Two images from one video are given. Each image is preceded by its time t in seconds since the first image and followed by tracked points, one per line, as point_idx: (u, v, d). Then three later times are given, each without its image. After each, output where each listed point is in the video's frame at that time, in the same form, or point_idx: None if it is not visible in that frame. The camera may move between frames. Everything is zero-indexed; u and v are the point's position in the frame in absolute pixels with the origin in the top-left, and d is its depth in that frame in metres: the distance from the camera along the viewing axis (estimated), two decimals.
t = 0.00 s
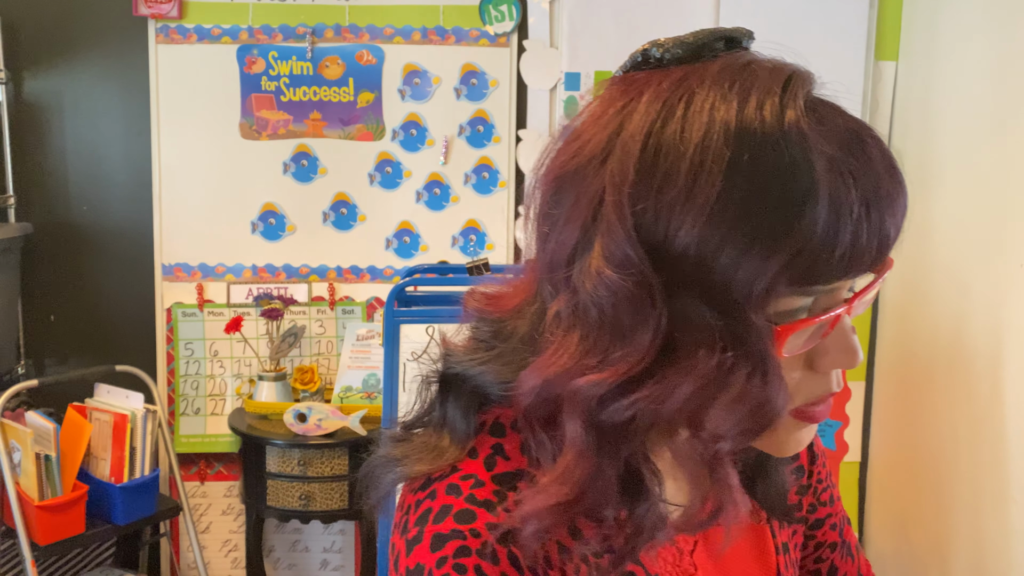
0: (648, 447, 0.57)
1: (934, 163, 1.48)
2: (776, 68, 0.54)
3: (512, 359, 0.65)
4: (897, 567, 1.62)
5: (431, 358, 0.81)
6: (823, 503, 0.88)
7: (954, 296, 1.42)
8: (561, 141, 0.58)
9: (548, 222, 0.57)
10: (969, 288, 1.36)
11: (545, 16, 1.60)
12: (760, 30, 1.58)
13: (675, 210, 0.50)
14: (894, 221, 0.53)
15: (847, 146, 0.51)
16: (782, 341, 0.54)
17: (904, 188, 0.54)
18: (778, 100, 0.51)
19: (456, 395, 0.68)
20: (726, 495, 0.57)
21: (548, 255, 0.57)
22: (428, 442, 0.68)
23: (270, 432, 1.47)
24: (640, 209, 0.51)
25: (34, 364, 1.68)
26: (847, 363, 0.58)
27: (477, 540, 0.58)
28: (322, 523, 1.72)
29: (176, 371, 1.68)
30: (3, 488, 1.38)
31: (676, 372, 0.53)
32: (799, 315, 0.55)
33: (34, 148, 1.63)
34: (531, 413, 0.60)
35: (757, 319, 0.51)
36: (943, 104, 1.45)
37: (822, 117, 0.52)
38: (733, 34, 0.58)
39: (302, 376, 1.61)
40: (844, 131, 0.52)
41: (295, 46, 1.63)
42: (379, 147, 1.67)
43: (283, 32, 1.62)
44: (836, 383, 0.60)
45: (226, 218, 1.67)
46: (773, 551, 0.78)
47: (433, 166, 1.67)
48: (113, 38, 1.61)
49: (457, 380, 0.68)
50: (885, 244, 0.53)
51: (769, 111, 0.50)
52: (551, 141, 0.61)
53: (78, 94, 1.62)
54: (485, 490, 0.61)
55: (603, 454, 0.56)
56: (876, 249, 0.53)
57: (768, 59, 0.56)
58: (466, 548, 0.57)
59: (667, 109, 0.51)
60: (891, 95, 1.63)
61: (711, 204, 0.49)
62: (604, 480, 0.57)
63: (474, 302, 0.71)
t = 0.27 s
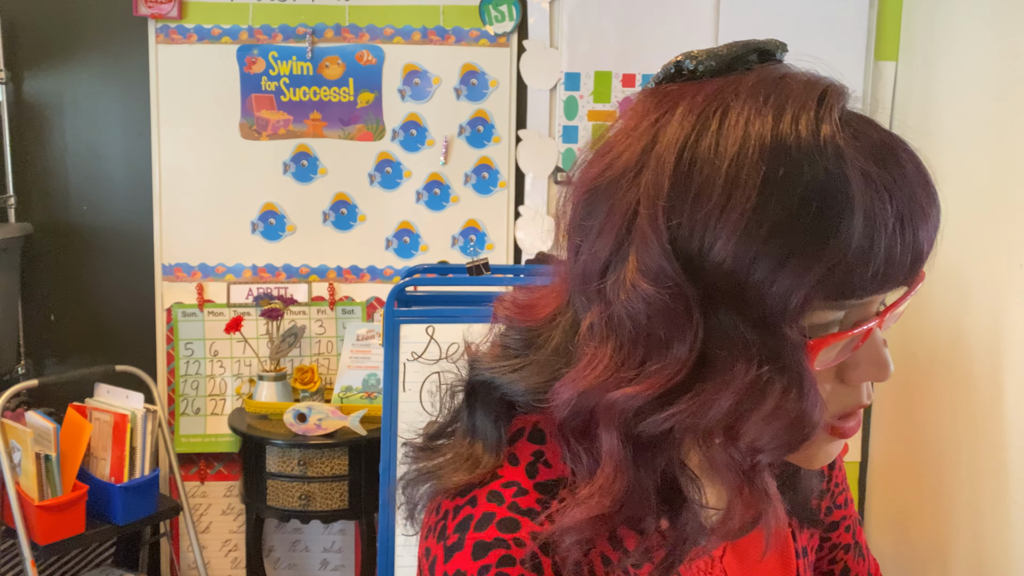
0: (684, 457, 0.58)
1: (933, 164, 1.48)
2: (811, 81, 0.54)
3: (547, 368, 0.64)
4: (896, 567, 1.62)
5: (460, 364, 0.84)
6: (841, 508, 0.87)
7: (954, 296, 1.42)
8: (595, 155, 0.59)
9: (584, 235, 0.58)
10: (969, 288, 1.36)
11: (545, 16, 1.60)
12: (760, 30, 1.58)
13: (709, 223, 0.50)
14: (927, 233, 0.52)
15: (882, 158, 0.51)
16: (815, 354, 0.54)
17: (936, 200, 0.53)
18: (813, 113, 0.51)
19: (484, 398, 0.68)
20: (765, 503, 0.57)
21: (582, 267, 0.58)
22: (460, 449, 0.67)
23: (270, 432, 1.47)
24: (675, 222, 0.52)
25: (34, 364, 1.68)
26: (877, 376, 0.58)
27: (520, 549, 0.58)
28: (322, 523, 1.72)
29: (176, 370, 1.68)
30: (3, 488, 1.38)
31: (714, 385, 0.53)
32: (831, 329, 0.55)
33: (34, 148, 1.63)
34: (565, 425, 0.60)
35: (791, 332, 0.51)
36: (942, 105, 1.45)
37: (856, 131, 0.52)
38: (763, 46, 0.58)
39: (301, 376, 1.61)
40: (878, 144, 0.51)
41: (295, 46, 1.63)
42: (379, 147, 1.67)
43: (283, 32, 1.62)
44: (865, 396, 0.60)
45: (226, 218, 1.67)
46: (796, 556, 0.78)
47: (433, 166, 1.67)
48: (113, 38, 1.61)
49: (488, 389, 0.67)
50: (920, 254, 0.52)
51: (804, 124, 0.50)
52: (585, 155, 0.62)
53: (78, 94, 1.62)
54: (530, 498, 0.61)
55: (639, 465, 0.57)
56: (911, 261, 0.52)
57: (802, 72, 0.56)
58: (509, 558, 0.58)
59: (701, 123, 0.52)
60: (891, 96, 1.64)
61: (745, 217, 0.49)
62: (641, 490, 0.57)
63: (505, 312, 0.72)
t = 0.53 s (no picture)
0: (691, 470, 0.56)
1: (932, 164, 1.48)
2: (820, 97, 0.53)
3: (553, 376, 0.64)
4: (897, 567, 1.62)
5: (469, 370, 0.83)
6: (852, 515, 0.87)
7: (954, 296, 1.42)
8: (603, 167, 0.58)
9: (592, 248, 0.58)
10: (969, 288, 1.36)
11: (545, 16, 1.60)
12: (760, 29, 1.58)
13: (716, 239, 0.50)
14: (932, 248, 0.52)
15: (889, 178, 0.50)
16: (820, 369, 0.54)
17: (944, 218, 0.53)
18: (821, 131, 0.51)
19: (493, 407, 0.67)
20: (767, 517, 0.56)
21: (590, 279, 0.58)
22: (469, 457, 0.67)
23: (270, 432, 1.47)
24: (680, 237, 0.51)
25: (34, 364, 1.68)
26: (883, 392, 0.58)
27: (529, 557, 0.58)
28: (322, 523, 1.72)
29: (176, 370, 1.68)
30: (3, 488, 1.38)
31: (720, 401, 0.53)
32: (837, 345, 0.55)
33: (34, 148, 1.63)
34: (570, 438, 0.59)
35: (795, 350, 0.51)
36: (943, 105, 1.45)
37: (864, 149, 0.51)
38: (777, 61, 0.57)
39: (301, 376, 1.61)
40: (884, 162, 0.51)
41: (295, 46, 1.63)
42: (379, 148, 1.67)
43: (283, 32, 1.62)
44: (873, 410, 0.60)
45: (226, 218, 1.67)
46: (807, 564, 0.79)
47: (433, 167, 1.67)
48: (113, 38, 1.61)
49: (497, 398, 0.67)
50: (924, 272, 0.52)
51: (812, 141, 0.50)
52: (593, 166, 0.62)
53: (78, 94, 1.62)
54: (541, 507, 0.61)
55: (643, 479, 0.56)
56: (916, 277, 0.52)
57: (813, 88, 0.56)
58: (518, 564, 0.58)
59: (710, 139, 0.51)
60: (891, 95, 1.64)
61: (752, 234, 0.48)
62: (646, 503, 0.57)
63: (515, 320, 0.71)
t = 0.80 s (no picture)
0: (666, 464, 0.56)
1: (932, 164, 1.48)
2: (807, 99, 0.53)
3: (536, 366, 0.64)
4: (897, 567, 1.62)
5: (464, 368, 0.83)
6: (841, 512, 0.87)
7: (954, 296, 1.42)
8: (591, 163, 0.59)
9: (575, 242, 0.59)
10: (969, 288, 1.36)
11: (544, 16, 1.60)
12: (759, 29, 1.58)
13: (692, 238, 0.50)
14: (914, 254, 0.51)
15: (870, 179, 0.50)
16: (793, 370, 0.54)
17: (927, 225, 0.52)
18: (803, 131, 0.51)
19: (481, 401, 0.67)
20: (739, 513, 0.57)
21: (572, 273, 0.58)
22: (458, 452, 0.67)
23: (270, 432, 1.47)
24: (661, 234, 0.52)
25: (34, 364, 1.68)
26: (859, 396, 0.58)
27: (510, 551, 0.57)
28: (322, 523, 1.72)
29: (176, 370, 1.69)
30: (3, 488, 1.38)
31: (692, 396, 0.53)
32: (813, 346, 0.55)
33: (34, 148, 1.63)
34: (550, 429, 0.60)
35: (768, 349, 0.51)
36: (942, 104, 1.45)
37: (848, 153, 0.51)
38: (768, 60, 0.57)
39: (302, 376, 1.61)
40: (867, 167, 0.51)
41: (295, 46, 1.63)
42: (379, 148, 1.67)
43: (283, 32, 1.63)
44: (852, 413, 0.60)
45: (226, 218, 1.67)
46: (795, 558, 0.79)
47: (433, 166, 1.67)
48: (113, 38, 1.61)
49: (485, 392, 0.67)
50: (903, 279, 0.52)
51: (792, 143, 0.50)
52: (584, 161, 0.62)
53: (78, 94, 1.63)
54: (524, 502, 0.60)
55: (616, 472, 0.56)
56: (895, 283, 0.52)
57: (804, 90, 0.55)
58: (499, 560, 0.57)
59: (692, 139, 0.52)
60: (890, 95, 1.64)
61: (727, 234, 0.49)
62: (621, 495, 0.57)
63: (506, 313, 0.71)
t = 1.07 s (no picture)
0: (648, 442, 0.54)
1: (933, 163, 1.48)
2: (785, 81, 0.54)
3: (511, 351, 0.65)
4: (897, 566, 1.62)
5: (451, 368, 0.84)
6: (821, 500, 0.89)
7: (954, 296, 1.42)
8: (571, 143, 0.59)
9: (556, 222, 0.58)
10: (969, 288, 1.36)
11: (545, 16, 1.60)
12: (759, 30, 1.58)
13: (672, 217, 0.50)
14: (887, 234, 0.53)
15: (846, 163, 0.51)
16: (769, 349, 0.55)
17: (899, 206, 0.54)
18: (782, 114, 0.51)
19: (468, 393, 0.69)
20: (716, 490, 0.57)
21: (552, 254, 0.58)
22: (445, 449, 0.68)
23: (270, 432, 1.47)
24: (641, 213, 0.52)
25: (34, 364, 1.68)
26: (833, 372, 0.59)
27: (504, 548, 0.56)
28: (322, 523, 1.72)
29: (176, 370, 1.69)
30: (3, 488, 1.38)
31: (671, 372, 0.53)
32: (789, 325, 0.56)
33: (34, 148, 1.63)
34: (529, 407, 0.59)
35: (746, 327, 0.51)
36: (943, 104, 1.45)
37: (825, 135, 0.52)
38: (748, 42, 0.58)
39: (302, 377, 1.61)
40: (844, 149, 0.52)
41: (295, 46, 1.63)
42: (379, 148, 1.67)
43: (283, 32, 1.63)
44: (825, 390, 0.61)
45: (226, 218, 1.67)
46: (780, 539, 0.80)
47: (433, 166, 1.67)
48: (113, 38, 1.61)
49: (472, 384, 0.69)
50: (876, 259, 0.53)
51: (771, 124, 0.51)
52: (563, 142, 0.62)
53: (78, 94, 1.63)
54: (513, 497, 0.59)
55: (595, 451, 0.55)
56: (869, 262, 0.53)
57: (782, 73, 0.56)
58: (494, 556, 0.56)
59: (673, 119, 0.52)
60: (890, 95, 1.64)
61: (707, 213, 0.49)
62: (600, 472, 0.56)
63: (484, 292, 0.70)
